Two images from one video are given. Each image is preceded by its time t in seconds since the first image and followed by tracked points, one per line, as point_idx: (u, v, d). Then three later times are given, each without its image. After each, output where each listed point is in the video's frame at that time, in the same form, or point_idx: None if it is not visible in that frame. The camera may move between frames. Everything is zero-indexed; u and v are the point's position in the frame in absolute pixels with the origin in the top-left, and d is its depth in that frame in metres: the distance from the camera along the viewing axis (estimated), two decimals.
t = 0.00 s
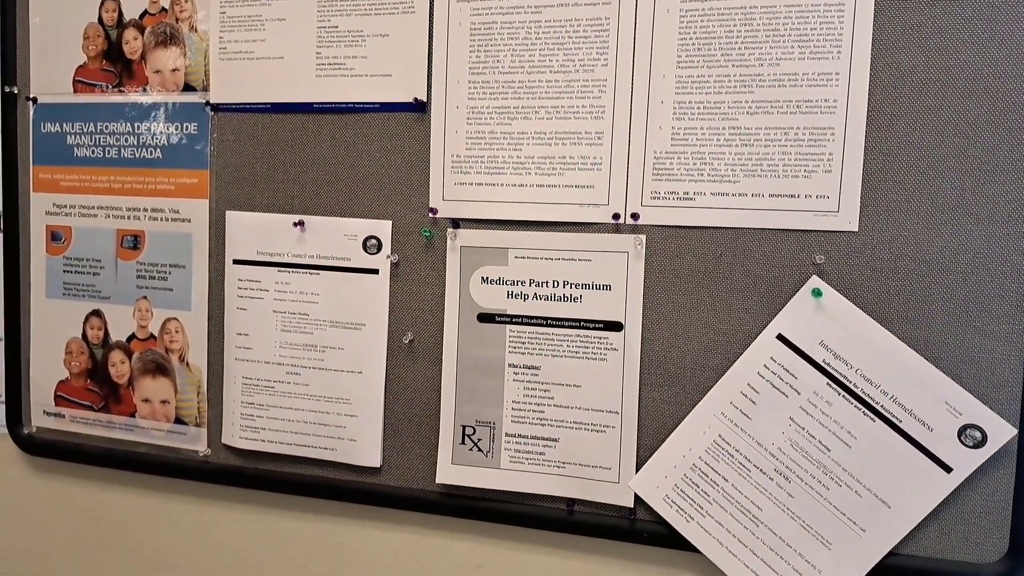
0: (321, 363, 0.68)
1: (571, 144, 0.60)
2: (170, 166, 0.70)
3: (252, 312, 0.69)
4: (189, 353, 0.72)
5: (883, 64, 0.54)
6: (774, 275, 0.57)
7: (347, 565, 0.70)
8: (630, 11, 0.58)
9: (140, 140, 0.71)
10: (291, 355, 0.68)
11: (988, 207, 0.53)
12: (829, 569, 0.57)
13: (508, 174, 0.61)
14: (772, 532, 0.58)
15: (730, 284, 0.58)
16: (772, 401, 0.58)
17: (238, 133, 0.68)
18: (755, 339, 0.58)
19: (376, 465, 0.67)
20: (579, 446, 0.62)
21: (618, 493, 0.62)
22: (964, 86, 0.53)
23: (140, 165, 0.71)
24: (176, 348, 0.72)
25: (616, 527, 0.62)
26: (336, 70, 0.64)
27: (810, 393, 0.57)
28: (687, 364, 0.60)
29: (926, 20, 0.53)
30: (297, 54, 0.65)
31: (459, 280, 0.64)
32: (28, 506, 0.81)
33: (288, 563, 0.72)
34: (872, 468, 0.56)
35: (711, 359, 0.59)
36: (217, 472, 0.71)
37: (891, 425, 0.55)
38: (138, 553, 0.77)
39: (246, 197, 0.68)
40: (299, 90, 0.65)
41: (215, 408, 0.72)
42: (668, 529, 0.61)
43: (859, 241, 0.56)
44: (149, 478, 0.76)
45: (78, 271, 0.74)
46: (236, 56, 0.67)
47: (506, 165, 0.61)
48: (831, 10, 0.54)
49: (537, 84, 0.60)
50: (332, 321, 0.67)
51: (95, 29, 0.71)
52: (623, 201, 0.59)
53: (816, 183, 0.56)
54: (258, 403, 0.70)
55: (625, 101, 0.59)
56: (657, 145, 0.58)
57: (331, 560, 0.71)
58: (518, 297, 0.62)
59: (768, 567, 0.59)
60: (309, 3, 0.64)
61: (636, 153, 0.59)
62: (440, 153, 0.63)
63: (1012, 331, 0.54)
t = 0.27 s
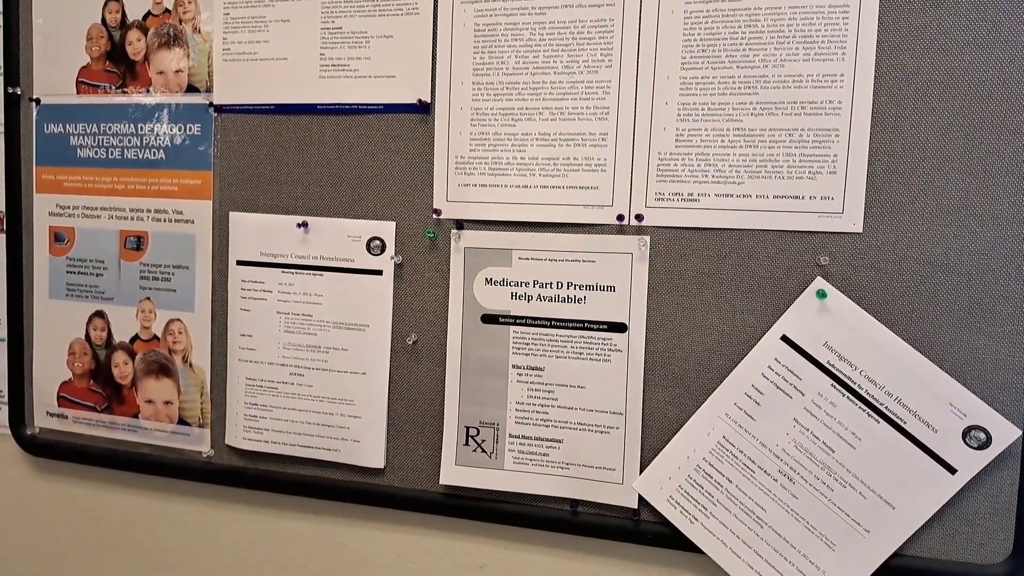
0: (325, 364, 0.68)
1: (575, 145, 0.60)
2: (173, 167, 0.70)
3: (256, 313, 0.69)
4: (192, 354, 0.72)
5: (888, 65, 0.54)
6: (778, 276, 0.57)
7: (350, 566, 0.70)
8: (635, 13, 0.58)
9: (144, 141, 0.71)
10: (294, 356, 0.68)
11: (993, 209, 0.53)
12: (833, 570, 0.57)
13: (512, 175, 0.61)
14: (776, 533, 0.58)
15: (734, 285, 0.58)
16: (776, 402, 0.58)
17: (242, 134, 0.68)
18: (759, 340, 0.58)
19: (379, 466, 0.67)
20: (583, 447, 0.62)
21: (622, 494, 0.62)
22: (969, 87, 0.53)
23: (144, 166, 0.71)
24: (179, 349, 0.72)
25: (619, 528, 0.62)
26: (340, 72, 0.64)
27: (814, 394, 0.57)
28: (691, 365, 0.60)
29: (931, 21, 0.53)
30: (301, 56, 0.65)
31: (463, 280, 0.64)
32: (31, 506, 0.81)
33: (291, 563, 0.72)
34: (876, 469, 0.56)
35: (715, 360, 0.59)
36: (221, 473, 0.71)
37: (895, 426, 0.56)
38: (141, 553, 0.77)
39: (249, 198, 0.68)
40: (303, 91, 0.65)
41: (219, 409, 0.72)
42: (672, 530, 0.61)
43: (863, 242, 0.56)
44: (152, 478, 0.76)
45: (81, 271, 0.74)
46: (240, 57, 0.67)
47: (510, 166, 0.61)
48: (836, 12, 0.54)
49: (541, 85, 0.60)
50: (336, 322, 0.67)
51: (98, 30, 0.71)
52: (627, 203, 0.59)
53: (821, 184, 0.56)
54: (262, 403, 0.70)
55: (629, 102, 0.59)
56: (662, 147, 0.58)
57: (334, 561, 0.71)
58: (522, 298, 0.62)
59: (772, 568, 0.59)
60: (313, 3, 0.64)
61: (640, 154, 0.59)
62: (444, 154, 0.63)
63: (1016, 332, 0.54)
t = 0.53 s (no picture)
0: (323, 361, 0.68)
1: (574, 142, 0.60)
2: (172, 164, 0.70)
3: (255, 310, 0.69)
4: (191, 351, 0.72)
5: (887, 61, 0.54)
6: (777, 273, 0.57)
7: (349, 563, 0.70)
8: (634, 9, 0.58)
9: (143, 138, 0.71)
10: (293, 353, 0.68)
11: (992, 205, 0.53)
12: (832, 567, 0.57)
13: (511, 171, 0.61)
14: (775, 531, 0.58)
15: (733, 281, 0.58)
16: (775, 399, 0.58)
17: (241, 131, 0.68)
18: (758, 337, 0.58)
19: (378, 463, 0.67)
20: (582, 444, 0.62)
21: (620, 491, 0.61)
22: (969, 83, 0.53)
23: (143, 163, 0.71)
24: (178, 346, 0.72)
25: (618, 525, 0.62)
26: (339, 69, 0.64)
27: (813, 391, 0.57)
28: (690, 362, 0.60)
29: (930, 17, 0.53)
30: (300, 52, 0.65)
31: (462, 277, 0.64)
32: (29, 503, 0.81)
33: (290, 561, 0.72)
34: (875, 466, 0.56)
35: (714, 357, 0.59)
36: (219, 470, 0.71)
37: (895, 423, 0.55)
38: (139, 551, 0.77)
39: (248, 195, 0.68)
40: (302, 88, 0.65)
41: (217, 406, 0.72)
42: (671, 527, 0.61)
43: (862, 239, 0.56)
44: (151, 475, 0.76)
45: (80, 268, 0.74)
46: (239, 54, 0.67)
47: (509, 163, 0.61)
48: (835, 8, 0.54)
49: (540, 82, 0.60)
50: (334, 319, 0.67)
51: (98, 27, 0.71)
52: (626, 199, 0.59)
53: (820, 180, 0.56)
54: (260, 401, 0.70)
55: (628, 99, 0.58)
56: (661, 143, 0.58)
57: (333, 558, 0.71)
58: (521, 295, 0.62)
59: (771, 565, 0.59)
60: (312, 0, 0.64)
61: (639, 150, 0.59)
62: (443, 151, 0.63)
63: (1016, 328, 0.54)
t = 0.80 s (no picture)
0: (317, 359, 0.67)
1: (568, 139, 0.60)
2: (165, 161, 0.70)
3: (248, 308, 0.69)
4: (184, 349, 0.71)
5: (881, 58, 0.54)
6: (772, 270, 0.57)
7: (342, 561, 0.70)
8: (627, 5, 0.57)
9: (136, 135, 0.71)
10: (286, 351, 0.68)
11: (986, 203, 0.53)
12: (826, 566, 0.57)
13: (505, 168, 0.61)
14: (769, 529, 0.58)
15: (727, 279, 0.58)
16: (769, 397, 0.58)
17: (234, 128, 0.68)
18: (752, 334, 0.58)
19: (371, 462, 0.66)
20: (575, 442, 0.62)
21: (614, 489, 0.61)
22: (964, 80, 0.53)
23: (136, 161, 0.71)
24: (171, 344, 0.72)
25: (612, 524, 0.61)
26: (332, 65, 0.64)
27: (807, 389, 0.57)
28: (685, 360, 0.59)
29: (925, 13, 0.53)
30: (293, 49, 0.65)
31: (455, 275, 0.63)
32: (23, 502, 0.81)
33: (283, 559, 0.72)
34: (869, 465, 0.56)
35: (707, 355, 0.59)
36: (213, 468, 0.71)
37: (889, 421, 0.55)
38: (132, 549, 0.77)
39: (241, 192, 0.68)
40: (295, 85, 0.65)
41: (211, 404, 0.71)
42: (664, 525, 0.61)
43: (857, 236, 0.55)
44: (144, 474, 0.75)
45: (73, 266, 0.74)
46: (232, 51, 0.67)
47: (503, 160, 0.61)
48: (830, 4, 0.54)
49: (534, 78, 0.60)
50: (328, 317, 0.66)
51: (91, 24, 0.71)
52: (620, 197, 0.59)
53: (814, 177, 0.55)
54: (254, 399, 0.69)
55: (622, 96, 0.58)
56: (655, 140, 0.58)
57: (327, 557, 0.70)
58: (514, 293, 0.62)
59: (765, 564, 0.58)
60: None
61: (633, 147, 0.58)
62: (437, 148, 0.63)
63: (1011, 326, 0.54)
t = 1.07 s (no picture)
0: (310, 358, 0.67)
1: (560, 138, 0.60)
2: (158, 160, 0.70)
3: (241, 308, 0.68)
4: (177, 348, 0.71)
5: (873, 57, 0.54)
6: (764, 270, 0.57)
7: (335, 561, 0.70)
8: (619, 4, 0.57)
9: (129, 134, 0.70)
10: (279, 350, 0.68)
11: (978, 202, 0.53)
12: (819, 565, 0.57)
13: (497, 167, 0.61)
14: (761, 528, 0.58)
15: (719, 278, 0.58)
16: (762, 397, 0.58)
17: (227, 128, 0.68)
18: (744, 334, 0.58)
19: (364, 461, 0.66)
20: (568, 441, 0.62)
21: (607, 489, 0.61)
22: (955, 79, 0.53)
23: (128, 160, 0.71)
24: (164, 344, 0.71)
25: (605, 523, 0.61)
26: (324, 64, 0.64)
27: (799, 389, 0.57)
28: (677, 360, 0.59)
29: (916, 11, 0.53)
30: (286, 48, 0.65)
31: (448, 274, 0.63)
32: (17, 502, 0.80)
33: (277, 559, 0.72)
34: (862, 464, 0.56)
35: (700, 354, 0.59)
36: (206, 468, 0.71)
37: (881, 421, 0.55)
38: (126, 549, 0.77)
39: (234, 192, 0.68)
40: (288, 84, 0.65)
41: (204, 404, 0.71)
42: (657, 525, 0.61)
43: (849, 235, 0.55)
44: (138, 474, 0.75)
45: (66, 266, 0.74)
46: (224, 49, 0.67)
47: (495, 159, 0.61)
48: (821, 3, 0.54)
49: (526, 77, 0.60)
50: (321, 316, 0.66)
51: (83, 23, 0.71)
52: (612, 196, 0.59)
53: (806, 176, 0.55)
54: (247, 398, 0.69)
55: (614, 95, 0.58)
56: (647, 139, 0.58)
57: (320, 557, 0.70)
58: (507, 292, 0.62)
59: (758, 564, 0.58)
60: None
61: (625, 147, 0.58)
62: (429, 147, 0.62)
63: (1003, 325, 0.54)
